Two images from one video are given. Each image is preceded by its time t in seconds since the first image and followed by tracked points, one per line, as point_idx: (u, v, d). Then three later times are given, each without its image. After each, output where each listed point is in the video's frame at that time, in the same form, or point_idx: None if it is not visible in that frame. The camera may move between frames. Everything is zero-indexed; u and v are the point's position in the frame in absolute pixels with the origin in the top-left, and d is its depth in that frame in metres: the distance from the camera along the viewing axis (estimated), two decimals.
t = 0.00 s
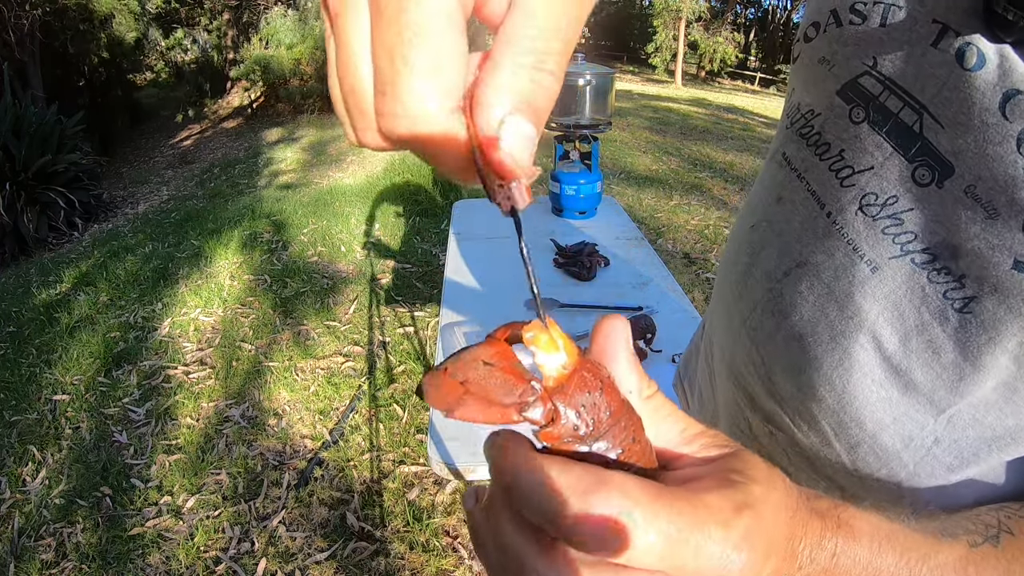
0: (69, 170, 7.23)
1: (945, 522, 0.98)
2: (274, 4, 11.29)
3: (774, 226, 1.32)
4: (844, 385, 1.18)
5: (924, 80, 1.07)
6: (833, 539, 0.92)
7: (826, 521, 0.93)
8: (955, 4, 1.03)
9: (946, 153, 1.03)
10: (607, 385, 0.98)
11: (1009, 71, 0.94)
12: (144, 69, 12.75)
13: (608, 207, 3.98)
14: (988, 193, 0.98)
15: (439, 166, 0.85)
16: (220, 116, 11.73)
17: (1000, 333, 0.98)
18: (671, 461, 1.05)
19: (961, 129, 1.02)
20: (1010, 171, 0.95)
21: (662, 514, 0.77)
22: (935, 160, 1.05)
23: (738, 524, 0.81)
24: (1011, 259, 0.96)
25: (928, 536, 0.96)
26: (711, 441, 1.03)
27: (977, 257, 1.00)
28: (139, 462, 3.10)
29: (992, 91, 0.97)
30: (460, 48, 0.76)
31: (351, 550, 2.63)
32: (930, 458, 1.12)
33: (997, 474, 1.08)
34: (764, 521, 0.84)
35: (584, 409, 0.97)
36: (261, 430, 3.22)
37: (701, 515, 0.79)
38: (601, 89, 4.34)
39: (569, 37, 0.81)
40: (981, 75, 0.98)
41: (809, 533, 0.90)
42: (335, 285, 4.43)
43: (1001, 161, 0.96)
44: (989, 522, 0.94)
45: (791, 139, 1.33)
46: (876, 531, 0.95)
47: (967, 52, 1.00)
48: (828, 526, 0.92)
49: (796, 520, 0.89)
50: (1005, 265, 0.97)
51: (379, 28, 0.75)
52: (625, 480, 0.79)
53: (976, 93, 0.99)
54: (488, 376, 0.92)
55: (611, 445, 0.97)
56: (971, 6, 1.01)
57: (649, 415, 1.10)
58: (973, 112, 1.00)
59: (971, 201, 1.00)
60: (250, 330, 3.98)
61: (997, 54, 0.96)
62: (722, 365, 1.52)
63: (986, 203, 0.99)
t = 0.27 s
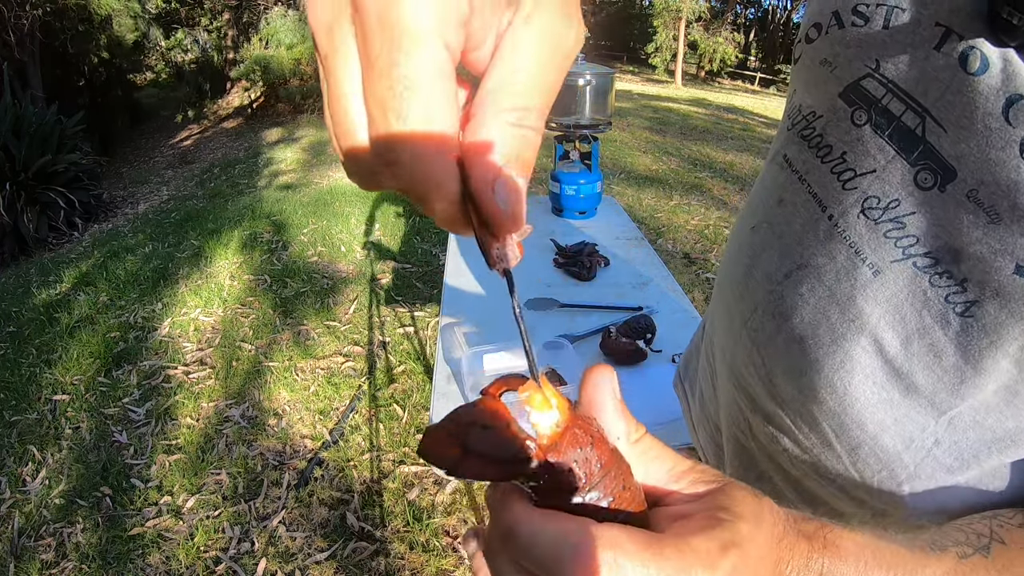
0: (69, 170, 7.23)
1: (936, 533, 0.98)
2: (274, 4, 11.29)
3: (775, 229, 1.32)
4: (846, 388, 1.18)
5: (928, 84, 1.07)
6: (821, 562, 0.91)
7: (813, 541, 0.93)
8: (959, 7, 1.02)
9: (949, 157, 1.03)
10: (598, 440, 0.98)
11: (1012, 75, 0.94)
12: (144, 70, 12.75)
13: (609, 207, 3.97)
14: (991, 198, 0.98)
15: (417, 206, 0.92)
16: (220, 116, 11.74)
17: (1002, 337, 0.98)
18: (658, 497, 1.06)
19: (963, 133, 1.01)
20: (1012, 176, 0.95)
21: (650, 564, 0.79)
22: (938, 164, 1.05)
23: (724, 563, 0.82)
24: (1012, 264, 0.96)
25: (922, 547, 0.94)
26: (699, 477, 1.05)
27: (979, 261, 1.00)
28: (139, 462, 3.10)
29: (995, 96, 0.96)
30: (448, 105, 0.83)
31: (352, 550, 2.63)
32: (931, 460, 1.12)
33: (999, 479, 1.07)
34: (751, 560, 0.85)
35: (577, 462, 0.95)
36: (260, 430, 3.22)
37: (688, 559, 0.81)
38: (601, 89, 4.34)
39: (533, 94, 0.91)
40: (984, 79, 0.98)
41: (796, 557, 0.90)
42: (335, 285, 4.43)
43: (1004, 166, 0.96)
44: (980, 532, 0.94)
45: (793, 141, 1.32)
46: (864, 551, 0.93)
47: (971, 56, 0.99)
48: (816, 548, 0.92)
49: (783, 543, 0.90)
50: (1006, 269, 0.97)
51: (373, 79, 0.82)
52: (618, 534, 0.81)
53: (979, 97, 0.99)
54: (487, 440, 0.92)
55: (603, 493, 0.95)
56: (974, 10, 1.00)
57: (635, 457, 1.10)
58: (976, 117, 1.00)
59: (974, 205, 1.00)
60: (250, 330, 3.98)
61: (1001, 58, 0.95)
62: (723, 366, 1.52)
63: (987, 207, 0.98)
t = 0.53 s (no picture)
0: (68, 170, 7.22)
1: (935, 539, 0.95)
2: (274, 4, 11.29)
3: (776, 230, 1.32)
4: (850, 389, 1.18)
5: (930, 85, 1.07)
6: None
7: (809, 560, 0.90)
8: (960, 8, 1.02)
9: (951, 159, 1.03)
10: (602, 482, 0.99)
11: (1013, 76, 0.94)
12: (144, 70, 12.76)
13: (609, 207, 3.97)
14: (993, 200, 0.98)
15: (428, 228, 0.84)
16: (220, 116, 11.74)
17: (1004, 338, 0.98)
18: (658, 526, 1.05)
19: (965, 134, 1.01)
20: (1014, 178, 0.95)
21: None
22: (940, 166, 1.05)
23: None
24: (1014, 266, 0.97)
25: (919, 554, 0.91)
26: (700, 503, 1.04)
27: (981, 262, 1.00)
28: (139, 462, 3.10)
29: (997, 97, 0.96)
30: (457, 116, 0.75)
31: (352, 550, 2.63)
32: (933, 461, 1.12)
33: (1002, 483, 1.07)
34: None
35: (581, 504, 0.96)
36: (261, 430, 3.22)
37: None
38: (601, 90, 4.34)
39: (541, 88, 0.81)
40: (986, 80, 0.98)
41: None
42: (335, 285, 4.43)
43: (1006, 168, 0.96)
44: (979, 539, 0.91)
45: (793, 142, 1.32)
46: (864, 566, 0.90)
47: (973, 56, 1.00)
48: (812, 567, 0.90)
49: (781, 565, 0.88)
50: (1008, 271, 0.97)
51: (377, 94, 0.73)
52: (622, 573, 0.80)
53: (981, 98, 0.99)
54: (495, 485, 0.91)
55: (605, 531, 0.97)
56: (976, 10, 1.00)
57: (633, 489, 1.10)
58: (978, 118, 1.00)
59: (975, 207, 1.00)
60: (250, 329, 3.98)
61: (1004, 59, 0.96)
62: (724, 367, 1.52)
63: (989, 209, 0.99)
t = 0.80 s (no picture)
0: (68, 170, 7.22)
1: (933, 541, 0.95)
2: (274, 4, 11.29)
3: (774, 232, 1.32)
4: (850, 391, 1.18)
5: (926, 86, 1.07)
6: None
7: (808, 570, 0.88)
8: (955, 8, 1.02)
9: (948, 159, 1.03)
10: (603, 508, 1.00)
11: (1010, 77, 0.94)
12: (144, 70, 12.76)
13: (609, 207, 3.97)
14: (990, 200, 0.98)
15: (429, 225, 0.80)
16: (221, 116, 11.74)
17: (1003, 337, 0.98)
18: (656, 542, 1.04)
19: (962, 135, 1.02)
20: (1011, 178, 0.95)
21: None
22: (937, 166, 1.05)
23: None
24: (1012, 266, 0.97)
25: (916, 559, 0.91)
26: (694, 517, 1.04)
27: (979, 263, 1.00)
28: (139, 462, 3.10)
29: (994, 97, 0.97)
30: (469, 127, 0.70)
31: (352, 550, 2.63)
32: (933, 460, 1.12)
33: (1003, 483, 1.07)
34: None
35: (584, 529, 0.97)
36: (260, 430, 3.22)
37: None
38: (601, 90, 4.34)
39: (546, 106, 0.79)
40: (982, 81, 0.98)
41: None
42: (335, 285, 4.43)
43: (1003, 169, 0.96)
44: (977, 540, 0.91)
45: (789, 143, 1.32)
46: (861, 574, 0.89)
47: (969, 57, 1.00)
48: None
49: None
50: (1006, 271, 0.98)
51: (384, 105, 0.68)
52: None
53: (978, 98, 0.99)
54: (503, 513, 0.92)
55: (605, 552, 0.99)
56: (972, 11, 1.00)
57: (629, 508, 1.09)
58: (975, 118, 1.00)
59: (973, 208, 1.01)
60: (250, 329, 3.98)
61: (999, 59, 0.96)
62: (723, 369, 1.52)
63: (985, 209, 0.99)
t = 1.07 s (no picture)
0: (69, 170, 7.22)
1: (934, 546, 0.95)
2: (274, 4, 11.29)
3: (773, 233, 1.32)
4: (852, 390, 1.18)
5: (923, 86, 1.07)
6: None
7: None
8: (952, 8, 1.02)
9: (946, 159, 1.03)
10: (611, 532, 0.99)
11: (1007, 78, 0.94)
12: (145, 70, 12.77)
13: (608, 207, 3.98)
14: (988, 200, 0.98)
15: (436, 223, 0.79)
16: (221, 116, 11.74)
17: (1003, 335, 0.98)
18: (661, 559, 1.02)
19: (960, 134, 1.02)
20: (1011, 177, 0.95)
21: None
22: (935, 166, 1.05)
23: None
24: (1012, 265, 0.96)
25: (916, 564, 0.91)
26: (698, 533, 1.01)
27: (979, 262, 1.00)
28: (139, 462, 3.10)
29: (991, 98, 0.97)
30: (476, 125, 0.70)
31: (352, 550, 2.63)
32: (934, 458, 1.12)
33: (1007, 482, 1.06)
34: None
35: (594, 555, 0.96)
36: (260, 430, 3.22)
37: None
38: (601, 90, 4.34)
39: (552, 106, 0.79)
40: (979, 81, 0.98)
41: None
42: (335, 285, 4.43)
43: (1002, 168, 0.96)
44: (978, 543, 0.91)
45: (788, 144, 1.32)
46: None
47: (966, 57, 0.99)
48: None
49: None
50: (1005, 270, 0.97)
51: (390, 101, 0.67)
52: None
53: (975, 98, 0.99)
54: (518, 541, 0.93)
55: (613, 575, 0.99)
56: (968, 11, 1.00)
57: (633, 528, 1.09)
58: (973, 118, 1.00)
59: (972, 207, 1.01)
60: (250, 329, 3.98)
61: (997, 59, 0.96)
62: (723, 370, 1.52)
63: (984, 207, 0.99)
